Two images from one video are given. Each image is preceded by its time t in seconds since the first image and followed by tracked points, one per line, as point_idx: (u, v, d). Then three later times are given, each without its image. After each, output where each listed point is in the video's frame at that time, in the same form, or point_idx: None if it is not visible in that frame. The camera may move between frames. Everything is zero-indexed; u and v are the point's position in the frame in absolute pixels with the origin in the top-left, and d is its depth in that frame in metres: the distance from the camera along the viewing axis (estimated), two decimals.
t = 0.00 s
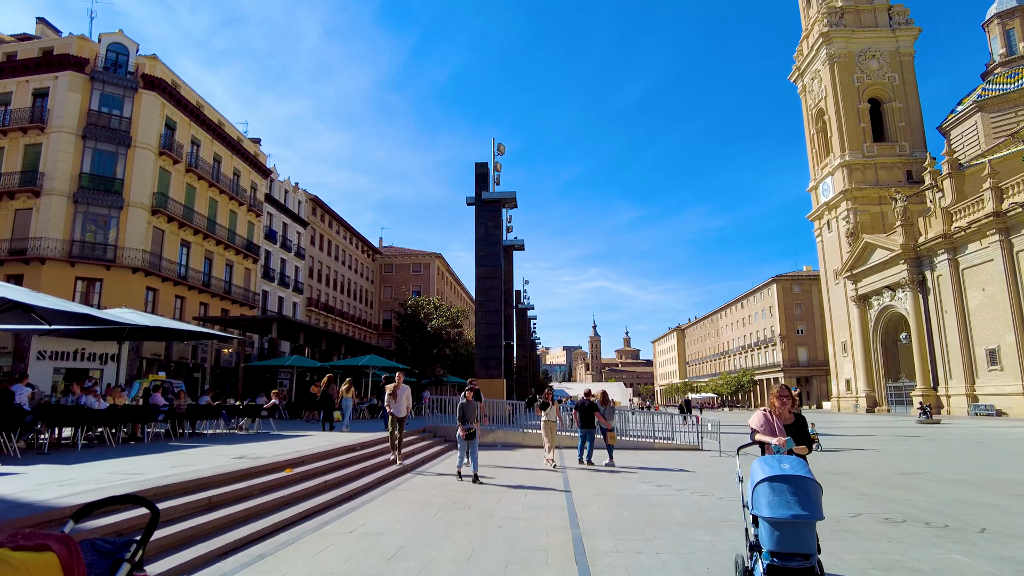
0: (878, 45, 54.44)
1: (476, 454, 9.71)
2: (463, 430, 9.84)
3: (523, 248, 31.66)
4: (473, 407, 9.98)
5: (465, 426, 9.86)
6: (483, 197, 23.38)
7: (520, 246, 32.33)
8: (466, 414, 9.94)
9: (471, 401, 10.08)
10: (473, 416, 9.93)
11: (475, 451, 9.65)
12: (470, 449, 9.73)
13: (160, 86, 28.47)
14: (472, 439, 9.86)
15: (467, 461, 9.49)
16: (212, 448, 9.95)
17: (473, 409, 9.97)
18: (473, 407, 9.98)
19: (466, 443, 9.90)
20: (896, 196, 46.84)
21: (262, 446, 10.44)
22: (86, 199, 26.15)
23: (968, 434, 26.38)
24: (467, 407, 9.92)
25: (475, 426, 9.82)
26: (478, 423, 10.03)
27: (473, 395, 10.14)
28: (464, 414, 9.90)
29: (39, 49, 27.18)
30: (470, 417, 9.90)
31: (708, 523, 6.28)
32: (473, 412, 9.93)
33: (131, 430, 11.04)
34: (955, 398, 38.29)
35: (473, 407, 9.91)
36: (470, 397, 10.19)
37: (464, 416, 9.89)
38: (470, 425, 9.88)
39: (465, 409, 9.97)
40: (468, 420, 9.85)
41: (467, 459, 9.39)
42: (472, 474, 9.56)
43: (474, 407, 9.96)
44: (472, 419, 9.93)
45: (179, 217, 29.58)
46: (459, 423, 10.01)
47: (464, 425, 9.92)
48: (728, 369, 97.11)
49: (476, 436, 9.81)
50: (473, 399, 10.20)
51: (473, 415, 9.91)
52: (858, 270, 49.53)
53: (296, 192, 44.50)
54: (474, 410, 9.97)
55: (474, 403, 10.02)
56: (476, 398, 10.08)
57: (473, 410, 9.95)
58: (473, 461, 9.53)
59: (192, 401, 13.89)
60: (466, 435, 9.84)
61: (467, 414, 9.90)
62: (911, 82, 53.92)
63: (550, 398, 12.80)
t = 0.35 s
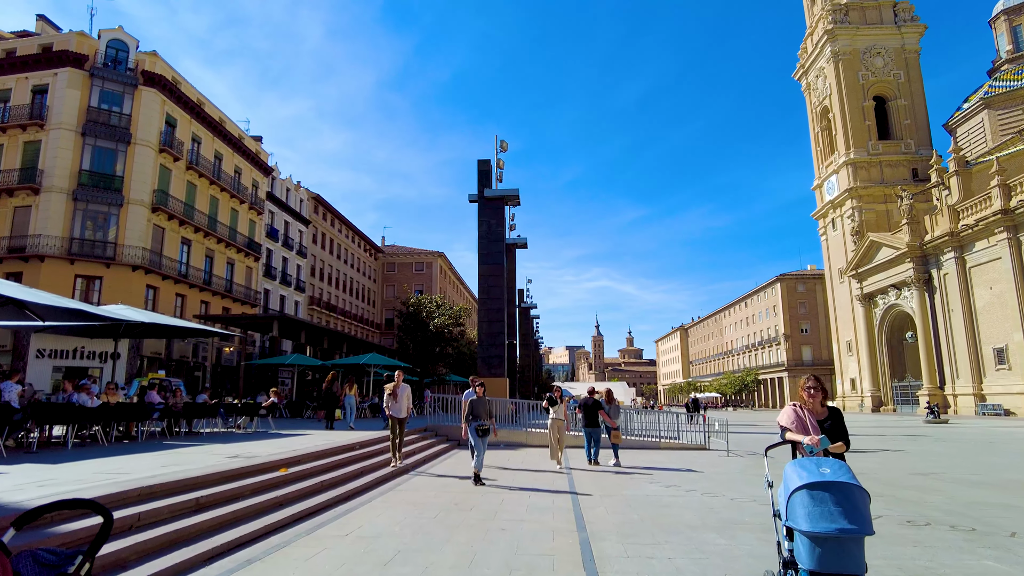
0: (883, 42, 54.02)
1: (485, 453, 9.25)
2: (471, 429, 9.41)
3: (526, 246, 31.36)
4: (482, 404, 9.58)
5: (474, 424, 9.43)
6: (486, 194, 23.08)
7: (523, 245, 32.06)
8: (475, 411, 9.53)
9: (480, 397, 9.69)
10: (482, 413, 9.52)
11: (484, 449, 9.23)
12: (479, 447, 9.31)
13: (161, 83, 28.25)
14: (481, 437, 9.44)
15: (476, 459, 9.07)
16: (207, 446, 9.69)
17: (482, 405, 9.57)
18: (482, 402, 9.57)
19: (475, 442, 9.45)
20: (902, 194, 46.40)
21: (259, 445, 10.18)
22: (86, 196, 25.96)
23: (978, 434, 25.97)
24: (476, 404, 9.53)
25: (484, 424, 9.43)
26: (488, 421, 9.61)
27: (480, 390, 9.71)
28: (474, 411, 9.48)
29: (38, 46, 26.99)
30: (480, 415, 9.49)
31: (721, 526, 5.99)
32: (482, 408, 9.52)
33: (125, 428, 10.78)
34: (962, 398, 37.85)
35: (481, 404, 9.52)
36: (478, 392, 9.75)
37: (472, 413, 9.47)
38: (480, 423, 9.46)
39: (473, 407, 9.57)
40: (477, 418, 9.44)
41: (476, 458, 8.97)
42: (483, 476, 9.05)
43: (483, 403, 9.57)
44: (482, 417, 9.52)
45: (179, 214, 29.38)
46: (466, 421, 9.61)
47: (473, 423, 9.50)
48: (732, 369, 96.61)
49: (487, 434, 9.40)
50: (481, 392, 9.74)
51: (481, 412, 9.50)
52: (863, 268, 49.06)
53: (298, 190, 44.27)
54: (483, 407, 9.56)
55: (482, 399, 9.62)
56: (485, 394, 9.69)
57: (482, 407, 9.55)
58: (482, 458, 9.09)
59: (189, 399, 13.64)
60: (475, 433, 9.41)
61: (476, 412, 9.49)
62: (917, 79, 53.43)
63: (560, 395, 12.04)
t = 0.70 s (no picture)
0: (890, 39, 53.48)
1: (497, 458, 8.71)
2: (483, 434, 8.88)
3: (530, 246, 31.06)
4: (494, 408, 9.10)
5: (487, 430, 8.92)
6: (489, 193, 22.77)
7: (526, 244, 31.74)
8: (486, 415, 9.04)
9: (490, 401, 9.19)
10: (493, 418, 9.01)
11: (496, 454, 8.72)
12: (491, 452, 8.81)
13: (162, 81, 28.06)
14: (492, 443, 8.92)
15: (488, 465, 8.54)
16: (203, 449, 9.42)
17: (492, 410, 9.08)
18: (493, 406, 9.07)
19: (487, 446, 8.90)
20: (909, 193, 45.89)
21: (256, 448, 9.89)
22: (86, 195, 25.78)
23: (989, 436, 25.51)
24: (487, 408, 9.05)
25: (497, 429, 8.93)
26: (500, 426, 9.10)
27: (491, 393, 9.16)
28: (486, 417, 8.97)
29: (39, 44, 26.83)
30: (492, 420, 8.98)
31: (738, 537, 5.66)
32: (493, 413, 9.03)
33: (119, 429, 10.53)
34: (970, 398, 37.36)
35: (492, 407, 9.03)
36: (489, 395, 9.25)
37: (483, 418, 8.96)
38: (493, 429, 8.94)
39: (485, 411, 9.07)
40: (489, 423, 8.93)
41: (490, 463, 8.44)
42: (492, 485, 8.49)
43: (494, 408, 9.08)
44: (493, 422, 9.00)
45: (180, 213, 29.17)
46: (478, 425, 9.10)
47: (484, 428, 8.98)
48: (737, 369, 96.07)
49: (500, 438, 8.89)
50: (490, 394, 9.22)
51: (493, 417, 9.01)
52: (870, 268, 48.55)
53: (300, 189, 44.06)
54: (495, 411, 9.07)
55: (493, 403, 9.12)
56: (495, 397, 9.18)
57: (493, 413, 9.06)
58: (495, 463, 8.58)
59: (187, 399, 13.39)
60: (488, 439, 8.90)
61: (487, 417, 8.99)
62: (924, 77, 52.89)
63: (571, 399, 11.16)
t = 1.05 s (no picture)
0: (891, 37, 53.17)
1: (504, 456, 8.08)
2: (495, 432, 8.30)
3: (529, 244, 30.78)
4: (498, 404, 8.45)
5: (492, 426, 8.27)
6: (488, 190, 22.48)
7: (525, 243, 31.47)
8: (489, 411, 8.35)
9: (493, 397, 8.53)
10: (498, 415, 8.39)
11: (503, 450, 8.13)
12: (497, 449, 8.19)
13: (157, 78, 27.81)
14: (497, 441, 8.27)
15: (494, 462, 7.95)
16: (189, 448, 9.14)
17: (496, 406, 8.45)
18: (497, 402, 8.42)
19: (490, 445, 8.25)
20: (911, 191, 45.55)
21: (245, 447, 9.63)
22: (80, 193, 25.52)
23: (994, 435, 25.18)
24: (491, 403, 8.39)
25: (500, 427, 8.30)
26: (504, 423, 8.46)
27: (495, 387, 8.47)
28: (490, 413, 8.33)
29: (32, 40, 26.57)
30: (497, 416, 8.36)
31: (744, 539, 5.38)
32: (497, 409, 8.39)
33: (103, 429, 10.23)
34: (974, 397, 37.03)
35: (496, 404, 8.39)
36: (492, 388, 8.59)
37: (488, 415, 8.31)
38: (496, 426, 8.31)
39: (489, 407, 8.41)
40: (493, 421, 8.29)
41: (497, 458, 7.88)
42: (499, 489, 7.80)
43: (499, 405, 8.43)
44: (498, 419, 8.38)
45: (176, 212, 28.89)
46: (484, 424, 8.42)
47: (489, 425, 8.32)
48: (737, 369, 95.76)
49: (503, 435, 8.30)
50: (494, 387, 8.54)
51: (496, 414, 8.36)
52: (871, 267, 48.24)
53: (298, 188, 43.79)
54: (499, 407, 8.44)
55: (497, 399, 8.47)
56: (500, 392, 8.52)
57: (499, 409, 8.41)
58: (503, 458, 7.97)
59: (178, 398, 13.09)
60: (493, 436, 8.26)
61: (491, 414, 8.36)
62: (925, 75, 52.61)
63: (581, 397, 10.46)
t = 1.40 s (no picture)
0: (891, 35, 52.87)
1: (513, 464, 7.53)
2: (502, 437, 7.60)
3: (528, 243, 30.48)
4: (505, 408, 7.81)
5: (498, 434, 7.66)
6: (486, 188, 22.15)
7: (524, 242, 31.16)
8: (497, 418, 7.70)
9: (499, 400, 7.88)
10: (508, 420, 7.77)
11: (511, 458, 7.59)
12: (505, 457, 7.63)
13: (152, 76, 27.49)
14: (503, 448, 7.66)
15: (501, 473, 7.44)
16: (174, 452, 8.82)
17: (504, 411, 7.81)
18: (504, 406, 7.78)
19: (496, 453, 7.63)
20: (912, 189, 45.26)
21: (233, 451, 9.33)
22: (73, 191, 25.19)
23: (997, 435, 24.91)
24: (497, 409, 7.74)
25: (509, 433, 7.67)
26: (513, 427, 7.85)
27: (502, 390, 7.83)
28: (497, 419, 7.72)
29: (24, 37, 26.22)
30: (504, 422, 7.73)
31: (753, 551, 5.09)
32: (506, 414, 7.77)
33: (87, 433, 9.87)
34: (975, 397, 36.77)
35: (504, 408, 7.75)
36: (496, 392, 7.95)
37: (497, 422, 7.69)
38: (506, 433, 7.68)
39: (495, 413, 7.76)
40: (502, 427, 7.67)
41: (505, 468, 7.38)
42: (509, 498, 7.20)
43: (507, 409, 7.79)
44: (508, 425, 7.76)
45: (171, 211, 28.56)
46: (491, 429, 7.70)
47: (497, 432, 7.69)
48: (737, 368, 95.53)
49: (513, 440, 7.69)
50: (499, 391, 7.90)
51: (506, 420, 7.74)
52: (871, 265, 47.97)
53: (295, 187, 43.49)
54: (507, 412, 7.81)
55: (503, 403, 7.84)
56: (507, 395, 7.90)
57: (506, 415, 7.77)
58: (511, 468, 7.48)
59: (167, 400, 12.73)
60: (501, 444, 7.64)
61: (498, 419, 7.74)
62: (926, 73, 52.35)
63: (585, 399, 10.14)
